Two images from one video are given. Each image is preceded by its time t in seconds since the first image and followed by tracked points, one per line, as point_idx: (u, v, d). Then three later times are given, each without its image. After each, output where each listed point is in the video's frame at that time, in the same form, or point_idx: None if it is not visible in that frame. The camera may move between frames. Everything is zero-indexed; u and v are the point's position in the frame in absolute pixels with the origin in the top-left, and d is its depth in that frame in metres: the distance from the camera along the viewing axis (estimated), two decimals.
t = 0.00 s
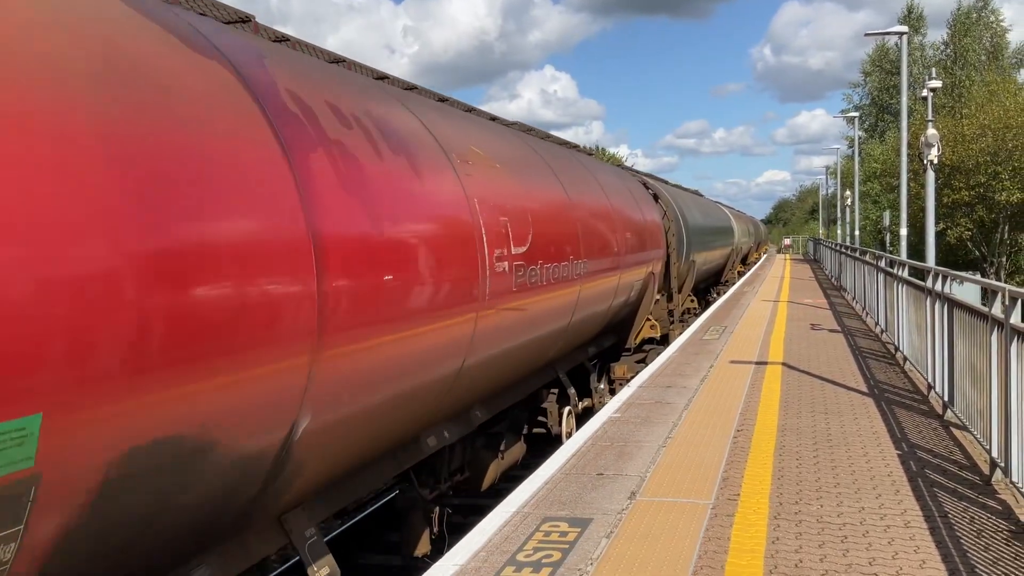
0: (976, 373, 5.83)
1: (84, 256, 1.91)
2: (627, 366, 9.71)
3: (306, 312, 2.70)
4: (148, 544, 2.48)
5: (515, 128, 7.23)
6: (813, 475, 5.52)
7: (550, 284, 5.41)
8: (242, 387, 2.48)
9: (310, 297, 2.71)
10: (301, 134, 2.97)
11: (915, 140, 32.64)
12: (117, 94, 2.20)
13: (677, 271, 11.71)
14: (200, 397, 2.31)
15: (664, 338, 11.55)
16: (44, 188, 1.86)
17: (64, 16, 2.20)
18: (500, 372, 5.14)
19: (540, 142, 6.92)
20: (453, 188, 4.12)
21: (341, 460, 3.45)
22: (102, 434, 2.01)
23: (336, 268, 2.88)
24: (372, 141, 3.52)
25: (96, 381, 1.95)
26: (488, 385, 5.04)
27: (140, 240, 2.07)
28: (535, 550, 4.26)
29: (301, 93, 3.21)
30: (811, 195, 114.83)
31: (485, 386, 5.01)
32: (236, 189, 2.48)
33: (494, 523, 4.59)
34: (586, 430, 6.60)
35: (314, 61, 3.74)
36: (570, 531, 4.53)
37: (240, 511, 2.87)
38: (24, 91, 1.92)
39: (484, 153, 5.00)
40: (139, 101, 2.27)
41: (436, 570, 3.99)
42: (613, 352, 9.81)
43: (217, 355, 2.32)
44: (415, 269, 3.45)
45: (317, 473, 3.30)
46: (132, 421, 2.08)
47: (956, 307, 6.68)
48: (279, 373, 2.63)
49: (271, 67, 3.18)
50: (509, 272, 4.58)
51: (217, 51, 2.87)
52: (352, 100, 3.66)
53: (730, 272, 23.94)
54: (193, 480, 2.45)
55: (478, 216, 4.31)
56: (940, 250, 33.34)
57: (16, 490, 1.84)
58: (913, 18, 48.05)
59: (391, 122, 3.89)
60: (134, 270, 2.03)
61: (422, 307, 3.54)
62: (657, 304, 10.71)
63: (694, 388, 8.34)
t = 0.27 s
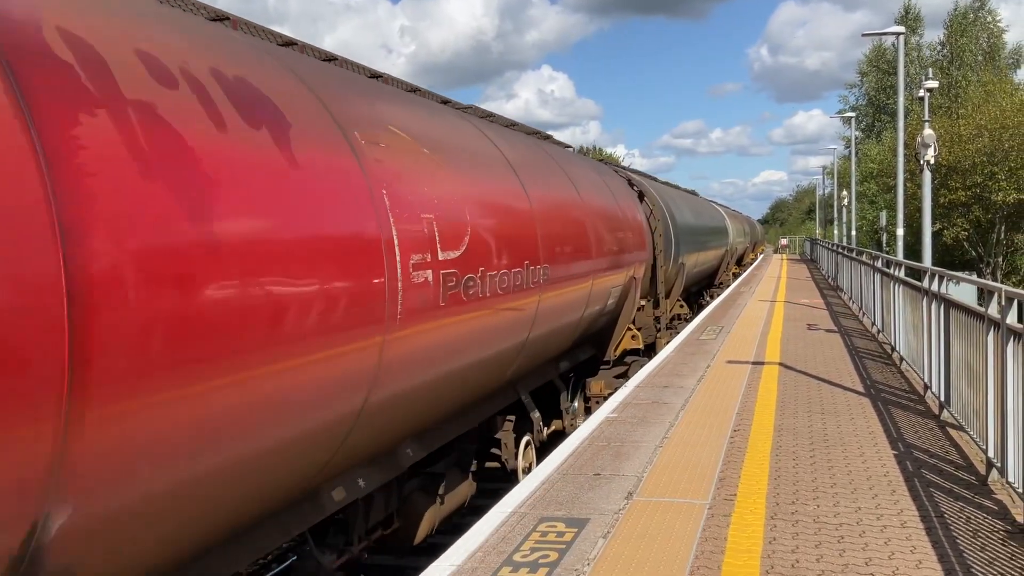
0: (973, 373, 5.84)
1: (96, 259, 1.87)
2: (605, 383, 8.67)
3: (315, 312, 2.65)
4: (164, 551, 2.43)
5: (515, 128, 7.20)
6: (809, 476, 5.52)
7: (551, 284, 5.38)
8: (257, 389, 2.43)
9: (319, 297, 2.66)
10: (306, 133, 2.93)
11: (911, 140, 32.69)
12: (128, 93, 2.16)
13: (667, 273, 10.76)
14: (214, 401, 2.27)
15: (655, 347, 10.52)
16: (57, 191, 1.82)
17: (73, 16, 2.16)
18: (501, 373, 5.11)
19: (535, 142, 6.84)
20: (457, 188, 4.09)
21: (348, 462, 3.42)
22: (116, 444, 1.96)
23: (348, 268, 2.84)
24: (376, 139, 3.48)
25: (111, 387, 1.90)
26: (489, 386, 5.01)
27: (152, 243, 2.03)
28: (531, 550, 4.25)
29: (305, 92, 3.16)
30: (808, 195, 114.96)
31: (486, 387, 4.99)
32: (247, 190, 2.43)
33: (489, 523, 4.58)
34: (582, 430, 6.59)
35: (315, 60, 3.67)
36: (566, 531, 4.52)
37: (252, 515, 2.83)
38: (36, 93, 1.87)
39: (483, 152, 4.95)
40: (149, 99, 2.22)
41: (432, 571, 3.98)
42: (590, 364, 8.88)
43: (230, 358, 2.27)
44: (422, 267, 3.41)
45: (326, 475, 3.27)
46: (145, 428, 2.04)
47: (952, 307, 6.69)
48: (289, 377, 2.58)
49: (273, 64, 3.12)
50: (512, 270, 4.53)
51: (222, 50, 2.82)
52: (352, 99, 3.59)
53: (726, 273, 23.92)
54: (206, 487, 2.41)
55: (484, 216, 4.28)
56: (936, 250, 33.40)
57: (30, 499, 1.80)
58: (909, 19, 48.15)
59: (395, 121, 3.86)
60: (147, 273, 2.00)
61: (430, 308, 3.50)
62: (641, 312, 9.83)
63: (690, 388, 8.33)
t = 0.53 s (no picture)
0: (969, 373, 5.84)
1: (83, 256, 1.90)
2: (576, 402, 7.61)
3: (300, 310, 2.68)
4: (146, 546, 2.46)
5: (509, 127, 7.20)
6: (806, 475, 5.53)
7: (541, 283, 5.39)
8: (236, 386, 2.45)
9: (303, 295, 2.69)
10: (296, 133, 2.95)
11: (908, 140, 32.73)
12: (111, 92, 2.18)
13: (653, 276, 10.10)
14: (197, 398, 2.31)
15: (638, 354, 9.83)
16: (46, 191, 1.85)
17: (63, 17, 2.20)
18: (491, 372, 5.12)
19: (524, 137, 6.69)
20: (447, 187, 4.10)
21: (335, 459, 3.44)
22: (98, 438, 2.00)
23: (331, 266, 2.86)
24: (366, 139, 3.49)
25: (95, 382, 1.94)
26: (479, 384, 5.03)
27: (138, 242, 2.06)
28: (528, 549, 4.24)
29: (296, 92, 3.18)
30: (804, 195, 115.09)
31: (477, 385, 5.00)
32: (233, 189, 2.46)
33: (486, 522, 4.57)
34: (579, 430, 6.59)
35: (308, 59, 3.69)
36: (564, 530, 4.52)
37: (237, 511, 2.85)
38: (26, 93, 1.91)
39: (476, 152, 4.96)
40: (137, 100, 2.25)
41: (427, 570, 3.97)
42: (566, 380, 8.08)
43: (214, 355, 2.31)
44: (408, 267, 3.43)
45: (312, 472, 3.29)
46: (128, 423, 2.08)
47: (948, 306, 6.69)
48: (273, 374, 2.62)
49: (265, 64, 3.14)
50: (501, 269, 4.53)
51: (212, 50, 2.84)
52: (345, 99, 3.60)
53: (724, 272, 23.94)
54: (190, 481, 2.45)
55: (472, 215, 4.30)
56: (933, 250, 33.45)
57: (13, 493, 1.83)
58: (906, 19, 48.18)
59: (385, 121, 3.87)
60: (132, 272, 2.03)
61: (415, 306, 3.52)
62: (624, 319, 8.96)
63: (686, 387, 8.34)
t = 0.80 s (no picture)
0: (965, 373, 5.85)
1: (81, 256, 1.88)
2: (542, 427, 6.62)
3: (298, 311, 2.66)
4: (152, 544, 2.46)
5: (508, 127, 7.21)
6: (802, 474, 5.54)
7: (542, 283, 5.38)
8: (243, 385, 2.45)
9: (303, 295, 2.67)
10: (302, 131, 2.94)
11: (904, 140, 32.81)
12: (123, 89, 2.17)
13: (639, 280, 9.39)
14: (198, 398, 2.29)
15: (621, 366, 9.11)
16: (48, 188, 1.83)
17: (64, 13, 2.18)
18: (491, 371, 5.13)
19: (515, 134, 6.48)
20: (448, 186, 4.10)
21: (338, 457, 3.45)
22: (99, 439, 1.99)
23: (336, 266, 2.86)
24: (368, 137, 3.48)
25: (96, 382, 1.92)
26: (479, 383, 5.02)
27: (139, 240, 2.04)
28: (524, 549, 4.24)
29: (299, 89, 3.15)
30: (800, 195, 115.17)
31: (477, 384, 5.00)
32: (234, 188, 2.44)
33: (482, 522, 4.57)
34: (576, 429, 6.59)
35: (310, 57, 3.67)
36: (560, 529, 4.52)
37: (239, 509, 2.85)
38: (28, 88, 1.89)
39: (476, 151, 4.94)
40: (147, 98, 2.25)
41: (425, 570, 3.96)
42: (530, 403, 7.01)
43: (214, 356, 2.29)
44: (409, 266, 3.41)
45: (315, 470, 3.30)
46: (129, 424, 2.07)
47: (945, 307, 6.69)
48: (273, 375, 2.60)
49: (267, 62, 3.12)
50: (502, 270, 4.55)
51: (213, 46, 2.82)
52: (347, 97, 3.58)
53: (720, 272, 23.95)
54: (190, 482, 2.44)
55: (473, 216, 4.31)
56: (928, 250, 33.54)
57: (18, 490, 1.83)
58: (902, 19, 48.30)
59: (390, 120, 3.86)
60: (132, 271, 2.00)
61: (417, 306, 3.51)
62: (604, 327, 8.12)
63: (684, 387, 8.33)
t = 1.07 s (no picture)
0: (961, 372, 5.86)
1: (71, 255, 1.87)
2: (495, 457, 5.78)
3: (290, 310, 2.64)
4: (145, 542, 2.46)
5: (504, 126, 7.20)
6: (798, 473, 5.54)
7: (538, 283, 5.37)
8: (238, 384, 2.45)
9: (295, 295, 2.66)
10: (297, 129, 2.94)
11: (901, 139, 32.84)
12: (117, 87, 2.17)
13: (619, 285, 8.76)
14: (191, 397, 2.27)
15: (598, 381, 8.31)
16: (36, 186, 1.81)
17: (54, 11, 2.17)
18: (486, 370, 5.13)
19: (497, 130, 6.12)
20: (445, 185, 4.10)
21: (333, 456, 3.45)
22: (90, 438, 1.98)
23: (331, 264, 2.85)
24: (364, 136, 3.46)
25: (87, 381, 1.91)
26: (475, 382, 5.02)
27: (128, 239, 2.02)
28: (520, 548, 4.23)
29: (294, 88, 3.14)
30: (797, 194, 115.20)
31: (473, 383, 4.99)
32: (225, 187, 2.42)
33: (478, 521, 4.56)
34: (572, 428, 6.59)
35: (306, 55, 3.65)
36: (556, 528, 4.51)
37: (233, 508, 2.84)
38: (18, 87, 1.88)
39: (473, 150, 4.92)
40: (141, 96, 2.25)
41: (421, 569, 3.95)
42: (486, 428, 6.36)
43: (206, 355, 2.27)
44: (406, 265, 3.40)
45: (310, 469, 3.29)
46: (121, 423, 2.06)
47: (941, 306, 6.70)
48: (265, 373, 2.59)
49: (263, 60, 3.11)
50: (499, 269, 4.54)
51: (206, 44, 2.80)
52: (343, 96, 3.57)
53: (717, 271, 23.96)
54: (183, 481, 2.43)
55: (469, 215, 4.30)
56: (925, 249, 33.57)
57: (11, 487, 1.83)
58: (899, 19, 48.41)
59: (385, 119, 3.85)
60: (123, 270, 1.99)
61: (412, 305, 3.51)
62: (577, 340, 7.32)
63: (680, 387, 8.33)
